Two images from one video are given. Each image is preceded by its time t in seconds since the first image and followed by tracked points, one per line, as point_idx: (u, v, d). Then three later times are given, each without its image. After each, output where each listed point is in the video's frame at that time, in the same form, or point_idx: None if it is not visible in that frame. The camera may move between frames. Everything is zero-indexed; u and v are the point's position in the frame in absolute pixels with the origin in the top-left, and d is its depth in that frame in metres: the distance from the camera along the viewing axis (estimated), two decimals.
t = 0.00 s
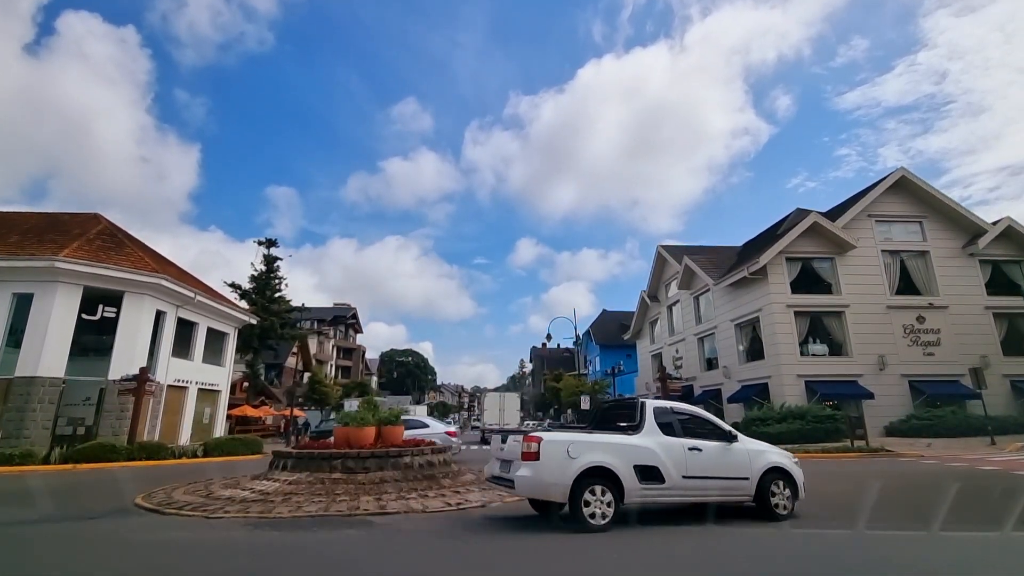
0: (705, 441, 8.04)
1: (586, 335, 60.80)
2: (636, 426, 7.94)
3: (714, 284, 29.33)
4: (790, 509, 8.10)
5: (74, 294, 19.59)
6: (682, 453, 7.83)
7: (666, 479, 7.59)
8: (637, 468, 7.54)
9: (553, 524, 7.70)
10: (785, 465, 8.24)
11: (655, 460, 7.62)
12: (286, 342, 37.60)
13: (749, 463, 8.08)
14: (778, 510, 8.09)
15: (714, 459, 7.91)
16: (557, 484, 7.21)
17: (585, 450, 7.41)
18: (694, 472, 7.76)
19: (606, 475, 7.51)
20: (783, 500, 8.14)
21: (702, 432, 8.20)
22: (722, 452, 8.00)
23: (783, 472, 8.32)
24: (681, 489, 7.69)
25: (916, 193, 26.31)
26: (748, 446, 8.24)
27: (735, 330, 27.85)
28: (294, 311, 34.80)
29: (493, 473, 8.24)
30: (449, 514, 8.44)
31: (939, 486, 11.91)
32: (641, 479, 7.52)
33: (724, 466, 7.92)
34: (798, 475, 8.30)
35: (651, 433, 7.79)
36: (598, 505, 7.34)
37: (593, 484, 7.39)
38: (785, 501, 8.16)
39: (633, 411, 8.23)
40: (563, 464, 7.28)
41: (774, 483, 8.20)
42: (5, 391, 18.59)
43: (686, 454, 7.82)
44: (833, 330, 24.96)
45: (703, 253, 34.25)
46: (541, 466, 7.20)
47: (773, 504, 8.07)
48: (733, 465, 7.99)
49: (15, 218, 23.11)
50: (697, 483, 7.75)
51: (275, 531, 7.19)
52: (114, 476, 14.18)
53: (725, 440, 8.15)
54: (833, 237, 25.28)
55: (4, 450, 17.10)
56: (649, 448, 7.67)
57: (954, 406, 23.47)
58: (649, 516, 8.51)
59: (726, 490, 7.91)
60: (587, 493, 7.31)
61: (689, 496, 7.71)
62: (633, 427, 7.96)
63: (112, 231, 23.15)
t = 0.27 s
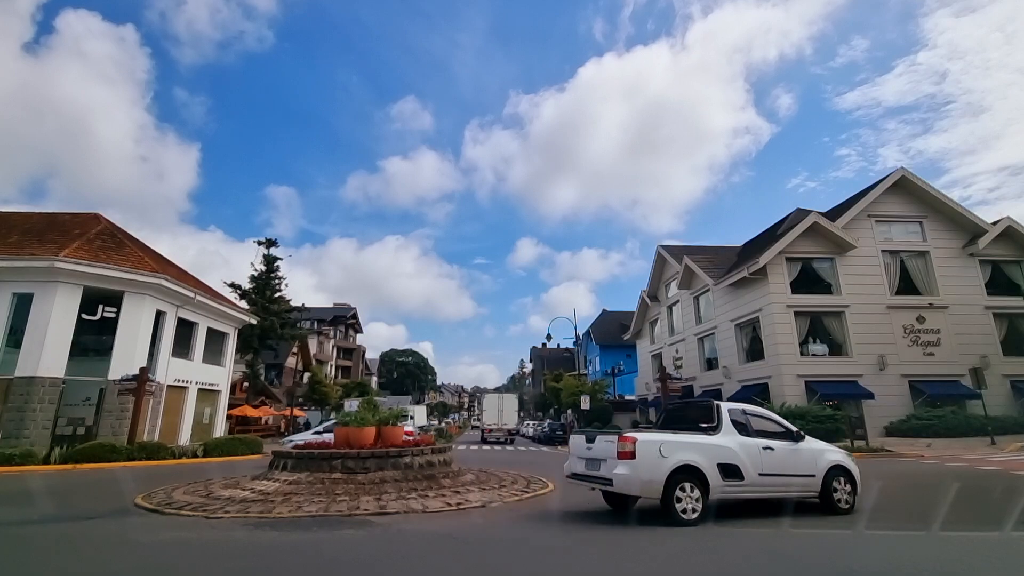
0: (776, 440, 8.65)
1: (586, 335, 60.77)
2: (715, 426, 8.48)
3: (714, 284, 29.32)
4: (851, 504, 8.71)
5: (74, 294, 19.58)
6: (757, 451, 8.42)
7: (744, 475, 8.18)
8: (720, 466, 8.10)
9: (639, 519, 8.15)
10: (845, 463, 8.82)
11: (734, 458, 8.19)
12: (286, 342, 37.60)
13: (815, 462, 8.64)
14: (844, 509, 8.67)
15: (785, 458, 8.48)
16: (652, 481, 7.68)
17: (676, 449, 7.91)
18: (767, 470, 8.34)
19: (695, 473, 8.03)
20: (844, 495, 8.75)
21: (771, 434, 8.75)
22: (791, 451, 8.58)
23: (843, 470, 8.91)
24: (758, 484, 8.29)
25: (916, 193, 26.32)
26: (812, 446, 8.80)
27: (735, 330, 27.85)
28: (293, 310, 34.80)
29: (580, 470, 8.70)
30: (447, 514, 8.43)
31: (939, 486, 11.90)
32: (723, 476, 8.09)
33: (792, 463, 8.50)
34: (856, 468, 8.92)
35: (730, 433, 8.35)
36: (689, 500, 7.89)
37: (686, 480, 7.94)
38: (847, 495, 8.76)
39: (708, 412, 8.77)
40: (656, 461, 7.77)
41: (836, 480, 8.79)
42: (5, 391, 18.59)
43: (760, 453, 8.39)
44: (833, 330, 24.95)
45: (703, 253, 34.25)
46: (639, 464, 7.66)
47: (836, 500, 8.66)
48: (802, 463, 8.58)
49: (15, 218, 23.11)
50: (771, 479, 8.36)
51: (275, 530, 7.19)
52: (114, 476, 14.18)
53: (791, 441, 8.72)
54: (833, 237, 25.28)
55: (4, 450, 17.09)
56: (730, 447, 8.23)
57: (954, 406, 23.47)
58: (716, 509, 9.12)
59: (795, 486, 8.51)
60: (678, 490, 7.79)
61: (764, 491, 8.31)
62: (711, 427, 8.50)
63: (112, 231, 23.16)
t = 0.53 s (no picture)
0: (846, 438, 8.90)
1: (586, 336, 60.76)
2: (789, 426, 8.73)
3: (714, 284, 29.32)
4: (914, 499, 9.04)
5: (74, 294, 19.59)
6: (830, 449, 8.66)
7: (820, 473, 8.43)
8: (798, 463, 8.36)
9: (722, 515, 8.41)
10: (907, 460, 9.13)
11: (811, 456, 8.45)
12: (286, 342, 37.60)
13: (881, 459, 8.93)
14: (907, 503, 9.01)
15: (855, 455, 8.75)
16: (739, 479, 7.95)
17: (759, 447, 8.19)
18: (842, 468, 8.58)
19: (775, 469, 8.31)
20: (907, 490, 9.08)
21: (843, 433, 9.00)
22: (863, 450, 8.84)
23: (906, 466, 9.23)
24: (833, 481, 8.55)
25: (916, 193, 26.32)
26: (878, 443, 9.08)
27: (735, 330, 27.84)
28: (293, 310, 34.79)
29: (661, 467, 8.96)
30: (447, 514, 8.42)
31: (936, 487, 11.85)
32: (803, 474, 8.34)
33: (863, 460, 8.77)
34: (917, 466, 9.29)
35: (805, 433, 8.58)
36: (774, 496, 8.14)
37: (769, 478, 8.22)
38: (909, 491, 9.14)
39: (780, 413, 9.03)
40: (741, 458, 8.04)
41: (902, 475, 9.08)
42: (5, 391, 18.59)
43: (834, 451, 8.65)
44: (833, 330, 24.95)
45: (703, 253, 34.25)
46: (728, 461, 7.92)
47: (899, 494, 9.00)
48: (871, 459, 8.86)
49: (16, 218, 23.12)
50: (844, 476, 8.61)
51: (274, 531, 7.19)
52: (114, 477, 14.19)
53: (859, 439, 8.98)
54: (833, 237, 25.26)
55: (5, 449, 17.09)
56: (806, 446, 8.46)
57: (954, 406, 23.46)
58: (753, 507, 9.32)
59: (865, 483, 8.78)
60: (763, 486, 8.07)
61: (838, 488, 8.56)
62: (786, 427, 8.75)
63: (112, 231, 23.18)
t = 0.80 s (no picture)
0: (902, 437, 9.25)
1: (586, 336, 60.73)
2: (851, 425, 9.10)
3: (714, 284, 29.32)
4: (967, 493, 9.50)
5: (74, 294, 19.58)
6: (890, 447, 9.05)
7: (882, 469, 8.84)
8: (862, 461, 8.76)
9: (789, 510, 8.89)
10: (960, 456, 9.54)
11: (873, 454, 8.84)
12: (286, 342, 37.58)
13: (936, 456, 9.34)
14: (961, 498, 9.48)
15: (913, 452, 9.15)
16: (809, 476, 8.38)
17: (826, 446, 8.60)
18: (902, 465, 8.99)
19: (841, 467, 8.73)
20: (960, 485, 9.53)
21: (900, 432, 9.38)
22: (919, 448, 9.24)
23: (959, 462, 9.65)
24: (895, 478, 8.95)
25: (916, 193, 26.30)
26: (933, 441, 9.47)
27: (735, 330, 27.83)
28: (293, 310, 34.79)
29: (728, 466, 9.44)
30: (447, 514, 8.42)
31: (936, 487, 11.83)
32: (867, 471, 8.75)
33: (920, 457, 9.19)
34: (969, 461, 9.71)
35: (866, 432, 8.95)
36: (841, 492, 8.58)
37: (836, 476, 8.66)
38: (963, 486, 9.59)
39: (841, 413, 9.40)
40: (810, 456, 8.45)
41: (955, 471, 9.53)
42: (5, 391, 18.60)
43: (894, 449, 9.04)
44: (833, 330, 24.95)
45: (703, 253, 34.24)
46: (799, 460, 8.34)
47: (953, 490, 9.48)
48: (927, 457, 9.27)
49: (16, 218, 23.12)
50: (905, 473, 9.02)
51: (275, 531, 7.21)
52: (115, 477, 14.19)
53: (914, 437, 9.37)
54: (833, 237, 25.26)
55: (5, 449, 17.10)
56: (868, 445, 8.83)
57: (954, 406, 23.47)
58: (753, 507, 9.32)
59: (923, 479, 9.20)
60: (832, 482, 8.53)
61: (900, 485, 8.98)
62: (848, 426, 9.12)
63: (112, 231, 23.18)
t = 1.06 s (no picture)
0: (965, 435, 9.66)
1: (586, 336, 60.69)
2: (917, 424, 9.48)
3: (714, 284, 29.32)
4: None
5: (74, 294, 19.58)
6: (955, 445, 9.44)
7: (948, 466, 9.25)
8: (929, 458, 9.15)
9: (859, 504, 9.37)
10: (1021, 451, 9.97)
11: (940, 452, 9.24)
12: (286, 342, 37.62)
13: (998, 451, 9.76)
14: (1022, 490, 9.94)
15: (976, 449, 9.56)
16: (883, 472, 8.78)
17: (896, 444, 8.99)
18: (967, 462, 9.40)
19: (911, 465, 9.12)
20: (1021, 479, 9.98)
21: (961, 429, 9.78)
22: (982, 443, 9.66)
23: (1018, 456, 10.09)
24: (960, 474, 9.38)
25: (916, 193, 26.31)
26: (994, 438, 9.88)
27: (735, 330, 27.83)
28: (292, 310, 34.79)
29: (799, 463, 9.82)
30: (446, 514, 8.42)
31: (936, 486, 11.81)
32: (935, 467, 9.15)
33: (982, 454, 9.60)
34: None
35: (932, 430, 9.34)
36: (912, 488, 9.01)
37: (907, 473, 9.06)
38: None
39: (905, 412, 9.77)
40: (881, 455, 8.86)
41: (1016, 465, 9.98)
42: (5, 391, 18.60)
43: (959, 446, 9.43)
44: (833, 330, 24.95)
45: (703, 253, 34.23)
46: (872, 457, 8.72)
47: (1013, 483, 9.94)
48: (989, 452, 9.69)
49: (16, 218, 23.12)
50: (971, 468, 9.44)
51: (275, 531, 7.21)
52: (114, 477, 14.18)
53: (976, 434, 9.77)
54: (833, 237, 25.26)
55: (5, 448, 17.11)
56: (935, 443, 9.22)
57: (953, 406, 23.47)
58: (753, 508, 9.31)
59: (986, 474, 9.63)
60: (901, 478, 8.94)
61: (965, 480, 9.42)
62: (914, 425, 9.48)
63: (112, 231, 23.19)
